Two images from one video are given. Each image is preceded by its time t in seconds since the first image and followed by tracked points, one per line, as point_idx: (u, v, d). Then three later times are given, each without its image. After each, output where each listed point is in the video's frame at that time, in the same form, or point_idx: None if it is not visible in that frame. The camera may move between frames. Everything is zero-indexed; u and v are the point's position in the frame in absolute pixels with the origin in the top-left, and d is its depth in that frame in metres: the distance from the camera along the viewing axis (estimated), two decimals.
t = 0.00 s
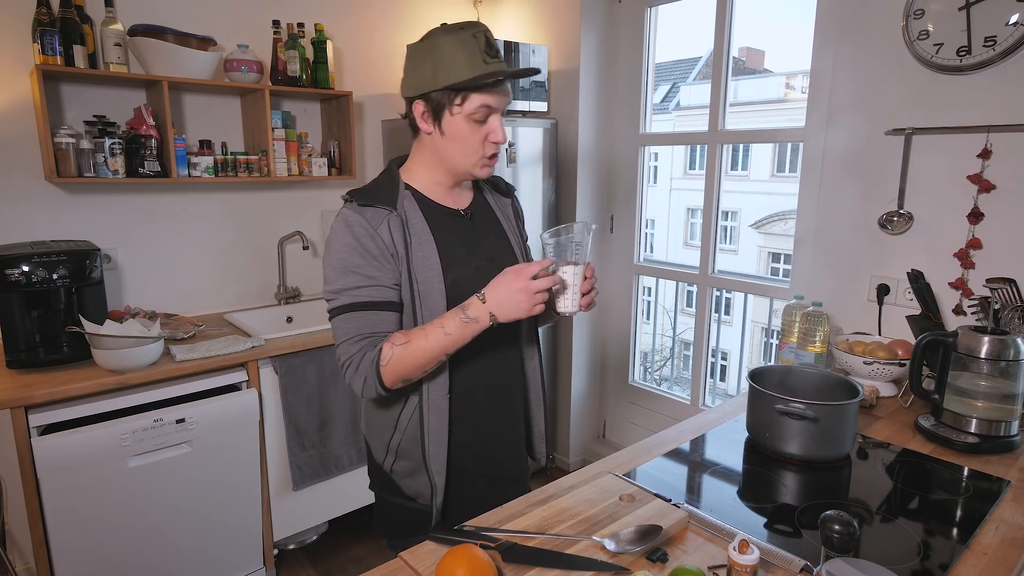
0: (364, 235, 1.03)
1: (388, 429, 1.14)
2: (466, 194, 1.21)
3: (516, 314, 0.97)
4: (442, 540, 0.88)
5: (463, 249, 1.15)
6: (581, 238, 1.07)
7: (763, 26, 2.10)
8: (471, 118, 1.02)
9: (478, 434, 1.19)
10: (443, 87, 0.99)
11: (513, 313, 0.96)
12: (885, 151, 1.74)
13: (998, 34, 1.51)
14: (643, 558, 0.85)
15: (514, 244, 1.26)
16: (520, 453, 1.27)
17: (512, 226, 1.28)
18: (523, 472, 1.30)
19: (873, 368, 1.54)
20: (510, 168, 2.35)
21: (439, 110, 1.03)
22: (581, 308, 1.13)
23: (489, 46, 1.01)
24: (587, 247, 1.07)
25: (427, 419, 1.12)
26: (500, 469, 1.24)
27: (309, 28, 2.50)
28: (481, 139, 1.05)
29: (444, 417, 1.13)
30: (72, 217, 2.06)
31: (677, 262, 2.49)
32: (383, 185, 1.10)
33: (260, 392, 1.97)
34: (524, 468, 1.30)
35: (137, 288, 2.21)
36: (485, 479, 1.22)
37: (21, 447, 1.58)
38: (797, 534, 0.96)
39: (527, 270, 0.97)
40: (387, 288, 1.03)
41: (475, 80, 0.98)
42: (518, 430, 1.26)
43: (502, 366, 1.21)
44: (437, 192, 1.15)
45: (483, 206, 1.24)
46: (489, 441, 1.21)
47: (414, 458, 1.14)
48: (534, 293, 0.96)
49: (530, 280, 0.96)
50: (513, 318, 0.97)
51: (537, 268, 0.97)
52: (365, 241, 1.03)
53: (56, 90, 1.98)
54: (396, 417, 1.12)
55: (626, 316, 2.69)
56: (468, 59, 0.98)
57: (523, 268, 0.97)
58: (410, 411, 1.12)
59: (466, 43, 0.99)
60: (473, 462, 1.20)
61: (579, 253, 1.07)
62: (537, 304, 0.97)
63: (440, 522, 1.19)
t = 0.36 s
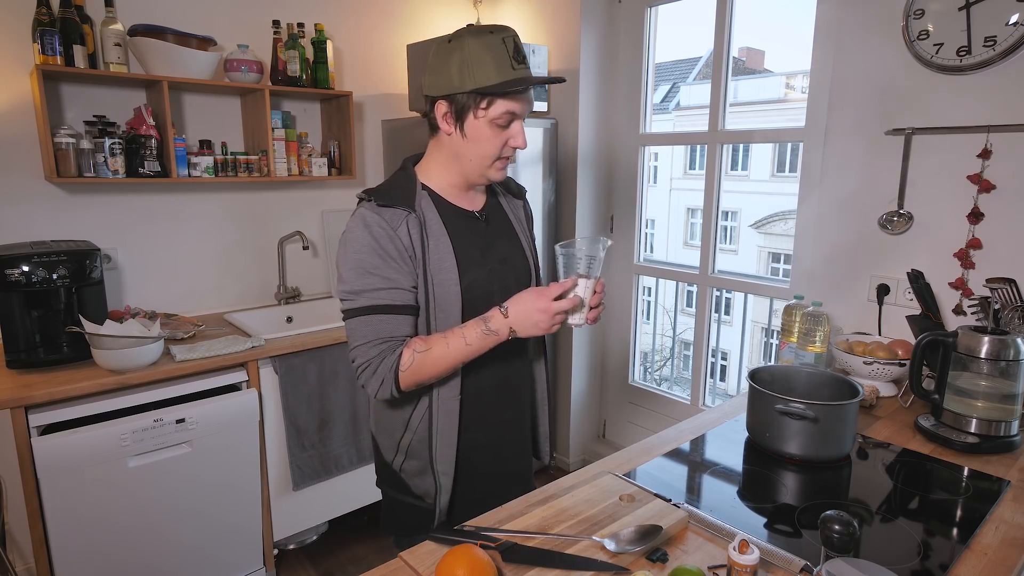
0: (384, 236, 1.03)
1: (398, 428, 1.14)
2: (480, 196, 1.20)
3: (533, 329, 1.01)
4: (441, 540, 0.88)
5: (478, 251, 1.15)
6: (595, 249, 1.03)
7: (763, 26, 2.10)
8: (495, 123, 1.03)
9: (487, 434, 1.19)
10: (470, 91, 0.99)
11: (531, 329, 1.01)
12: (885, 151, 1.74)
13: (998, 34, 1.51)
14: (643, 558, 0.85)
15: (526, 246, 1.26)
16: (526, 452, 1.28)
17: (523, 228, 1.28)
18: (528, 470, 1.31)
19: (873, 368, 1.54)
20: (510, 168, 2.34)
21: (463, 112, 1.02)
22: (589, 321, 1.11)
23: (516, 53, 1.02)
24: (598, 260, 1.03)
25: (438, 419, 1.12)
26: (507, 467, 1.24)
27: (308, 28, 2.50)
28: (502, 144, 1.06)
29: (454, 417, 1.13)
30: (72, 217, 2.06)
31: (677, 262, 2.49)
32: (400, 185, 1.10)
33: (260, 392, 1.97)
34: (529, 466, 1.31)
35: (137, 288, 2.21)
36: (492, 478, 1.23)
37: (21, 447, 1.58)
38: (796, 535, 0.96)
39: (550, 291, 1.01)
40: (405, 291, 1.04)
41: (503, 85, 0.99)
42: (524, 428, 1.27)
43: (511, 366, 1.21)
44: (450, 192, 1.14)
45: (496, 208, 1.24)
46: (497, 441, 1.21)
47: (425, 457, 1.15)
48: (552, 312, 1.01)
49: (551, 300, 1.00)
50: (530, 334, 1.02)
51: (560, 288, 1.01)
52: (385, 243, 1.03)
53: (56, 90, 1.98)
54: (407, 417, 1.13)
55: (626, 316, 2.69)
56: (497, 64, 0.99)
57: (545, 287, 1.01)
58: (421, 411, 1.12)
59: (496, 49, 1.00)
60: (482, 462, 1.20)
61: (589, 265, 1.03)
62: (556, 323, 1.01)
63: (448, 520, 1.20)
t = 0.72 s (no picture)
0: (391, 228, 1.03)
1: (411, 426, 1.14)
2: (484, 190, 1.21)
3: (547, 287, 0.89)
4: (441, 540, 0.88)
5: (484, 245, 1.15)
6: (623, 203, 0.97)
7: (763, 26, 2.10)
8: (486, 113, 1.01)
9: (499, 429, 1.19)
10: (455, 85, 0.99)
11: (544, 286, 0.89)
12: (885, 151, 1.74)
13: (998, 34, 1.51)
14: (643, 558, 0.85)
15: (532, 241, 1.26)
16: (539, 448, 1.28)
17: (528, 221, 1.28)
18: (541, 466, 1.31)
19: (873, 368, 1.54)
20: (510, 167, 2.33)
21: (454, 109, 1.02)
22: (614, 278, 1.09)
23: (496, 39, 1.01)
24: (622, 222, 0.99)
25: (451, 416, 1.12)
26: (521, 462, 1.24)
27: (308, 28, 2.50)
28: (498, 133, 1.04)
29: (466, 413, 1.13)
30: (72, 217, 2.06)
31: (677, 262, 2.49)
32: (404, 183, 1.11)
33: (260, 392, 1.97)
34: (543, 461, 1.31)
35: (137, 288, 2.21)
36: (506, 475, 1.23)
37: (21, 447, 1.58)
38: (797, 534, 0.96)
39: (562, 250, 0.90)
40: (415, 279, 1.03)
41: (487, 73, 0.98)
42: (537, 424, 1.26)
43: (523, 360, 1.21)
44: (455, 188, 1.15)
45: (501, 203, 1.24)
46: (510, 436, 1.21)
47: (438, 455, 1.15)
48: (562, 264, 0.89)
49: (558, 250, 0.90)
50: (544, 294, 0.90)
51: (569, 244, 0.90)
52: (392, 235, 1.03)
53: (56, 90, 1.98)
54: (419, 414, 1.13)
55: (626, 316, 2.69)
56: (478, 53, 0.98)
57: (554, 243, 0.90)
58: (433, 408, 1.12)
59: (476, 38, 0.99)
60: (495, 459, 1.20)
61: (615, 222, 0.99)
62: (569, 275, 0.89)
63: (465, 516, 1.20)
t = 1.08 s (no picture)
0: (400, 230, 1.03)
1: (421, 427, 1.14)
2: (483, 188, 1.21)
3: (561, 268, 0.95)
4: (441, 540, 0.88)
5: (489, 243, 1.15)
6: (629, 173, 1.02)
7: (763, 26, 2.10)
8: (474, 101, 1.02)
9: (509, 427, 1.19)
10: (440, 78, 1.00)
11: (561, 268, 0.95)
12: (885, 152, 1.74)
13: (998, 34, 1.51)
14: (643, 558, 0.85)
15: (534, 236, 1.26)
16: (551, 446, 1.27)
17: (529, 216, 1.28)
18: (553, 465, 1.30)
19: (873, 368, 1.54)
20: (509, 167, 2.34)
21: (443, 102, 1.03)
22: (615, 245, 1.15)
23: (472, 26, 1.02)
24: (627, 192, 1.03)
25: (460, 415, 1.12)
26: (533, 461, 1.24)
27: (308, 28, 2.50)
28: (489, 119, 1.04)
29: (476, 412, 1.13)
30: (72, 217, 2.06)
31: (677, 262, 2.49)
32: (405, 184, 1.11)
33: (260, 392, 1.97)
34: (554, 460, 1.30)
35: (137, 288, 2.21)
36: (516, 474, 1.22)
37: (21, 447, 1.58)
38: (797, 534, 0.96)
39: (558, 231, 0.96)
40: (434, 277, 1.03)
41: (469, 59, 0.98)
42: (548, 422, 1.26)
43: (530, 358, 1.21)
44: (457, 185, 1.15)
45: (501, 200, 1.24)
46: (520, 435, 1.21)
47: (448, 455, 1.15)
48: (568, 245, 0.95)
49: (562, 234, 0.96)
50: (561, 276, 0.95)
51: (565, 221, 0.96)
52: (403, 236, 1.03)
53: (56, 90, 1.98)
54: (429, 415, 1.13)
55: (626, 316, 2.69)
56: (458, 41, 0.99)
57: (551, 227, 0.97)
58: (442, 409, 1.12)
59: (452, 27, 1.00)
60: (505, 458, 1.20)
61: (620, 191, 1.03)
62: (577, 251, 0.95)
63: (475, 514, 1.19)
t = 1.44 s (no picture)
0: (403, 228, 1.03)
1: (423, 428, 1.14)
2: (484, 190, 1.21)
3: (564, 261, 0.96)
4: (442, 540, 0.88)
5: (491, 243, 1.15)
6: (630, 176, 1.02)
7: (763, 26, 2.10)
8: (494, 110, 1.02)
9: (512, 428, 1.19)
10: (463, 84, 0.99)
11: (564, 262, 0.96)
12: (885, 152, 1.74)
13: (998, 34, 1.51)
14: (643, 558, 0.86)
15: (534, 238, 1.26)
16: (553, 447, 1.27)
17: (528, 218, 1.29)
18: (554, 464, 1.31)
19: (873, 368, 1.54)
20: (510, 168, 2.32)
21: (462, 107, 1.02)
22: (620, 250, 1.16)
23: (498, 37, 1.02)
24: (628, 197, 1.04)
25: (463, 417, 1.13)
26: (535, 462, 1.24)
27: (308, 28, 2.50)
28: (504, 130, 1.05)
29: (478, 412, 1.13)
30: (72, 217, 2.06)
31: (677, 262, 2.49)
32: (408, 183, 1.10)
33: (260, 392, 1.97)
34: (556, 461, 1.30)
35: (137, 288, 2.21)
36: (519, 474, 1.22)
37: (21, 447, 1.58)
38: (797, 534, 0.96)
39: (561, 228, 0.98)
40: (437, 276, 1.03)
41: (494, 71, 0.98)
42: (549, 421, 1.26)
43: (533, 358, 1.21)
44: (460, 188, 1.15)
45: (501, 201, 1.24)
46: (523, 436, 1.21)
47: (451, 455, 1.15)
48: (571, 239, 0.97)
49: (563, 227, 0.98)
50: (565, 271, 0.97)
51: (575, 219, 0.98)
52: (406, 235, 1.03)
53: (56, 90, 1.98)
54: (431, 416, 1.13)
55: (626, 316, 2.69)
56: (483, 52, 0.99)
57: (554, 223, 0.99)
58: (444, 409, 1.13)
59: (480, 36, 1.00)
60: (508, 458, 1.20)
61: (622, 196, 1.03)
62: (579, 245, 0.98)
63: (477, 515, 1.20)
